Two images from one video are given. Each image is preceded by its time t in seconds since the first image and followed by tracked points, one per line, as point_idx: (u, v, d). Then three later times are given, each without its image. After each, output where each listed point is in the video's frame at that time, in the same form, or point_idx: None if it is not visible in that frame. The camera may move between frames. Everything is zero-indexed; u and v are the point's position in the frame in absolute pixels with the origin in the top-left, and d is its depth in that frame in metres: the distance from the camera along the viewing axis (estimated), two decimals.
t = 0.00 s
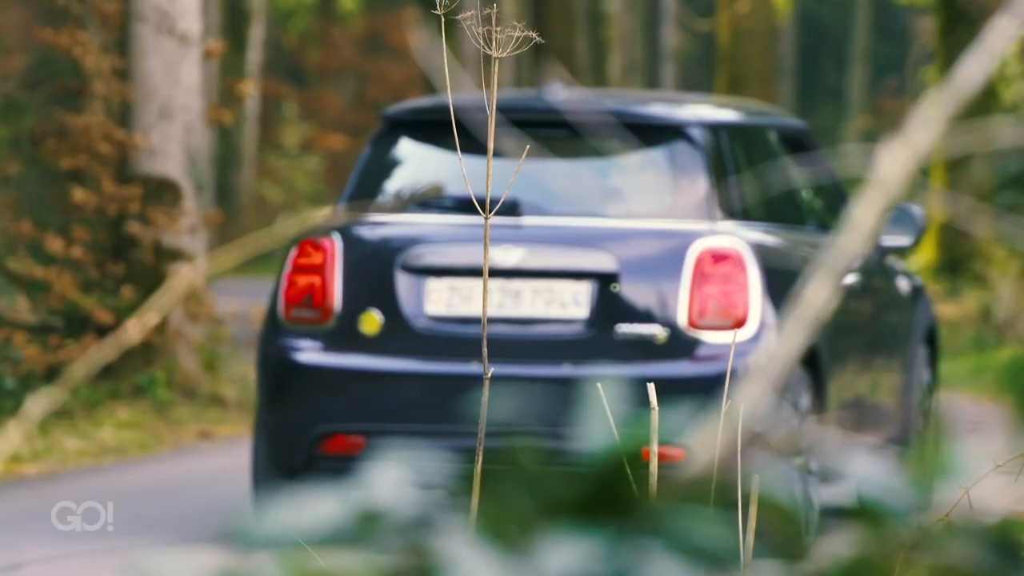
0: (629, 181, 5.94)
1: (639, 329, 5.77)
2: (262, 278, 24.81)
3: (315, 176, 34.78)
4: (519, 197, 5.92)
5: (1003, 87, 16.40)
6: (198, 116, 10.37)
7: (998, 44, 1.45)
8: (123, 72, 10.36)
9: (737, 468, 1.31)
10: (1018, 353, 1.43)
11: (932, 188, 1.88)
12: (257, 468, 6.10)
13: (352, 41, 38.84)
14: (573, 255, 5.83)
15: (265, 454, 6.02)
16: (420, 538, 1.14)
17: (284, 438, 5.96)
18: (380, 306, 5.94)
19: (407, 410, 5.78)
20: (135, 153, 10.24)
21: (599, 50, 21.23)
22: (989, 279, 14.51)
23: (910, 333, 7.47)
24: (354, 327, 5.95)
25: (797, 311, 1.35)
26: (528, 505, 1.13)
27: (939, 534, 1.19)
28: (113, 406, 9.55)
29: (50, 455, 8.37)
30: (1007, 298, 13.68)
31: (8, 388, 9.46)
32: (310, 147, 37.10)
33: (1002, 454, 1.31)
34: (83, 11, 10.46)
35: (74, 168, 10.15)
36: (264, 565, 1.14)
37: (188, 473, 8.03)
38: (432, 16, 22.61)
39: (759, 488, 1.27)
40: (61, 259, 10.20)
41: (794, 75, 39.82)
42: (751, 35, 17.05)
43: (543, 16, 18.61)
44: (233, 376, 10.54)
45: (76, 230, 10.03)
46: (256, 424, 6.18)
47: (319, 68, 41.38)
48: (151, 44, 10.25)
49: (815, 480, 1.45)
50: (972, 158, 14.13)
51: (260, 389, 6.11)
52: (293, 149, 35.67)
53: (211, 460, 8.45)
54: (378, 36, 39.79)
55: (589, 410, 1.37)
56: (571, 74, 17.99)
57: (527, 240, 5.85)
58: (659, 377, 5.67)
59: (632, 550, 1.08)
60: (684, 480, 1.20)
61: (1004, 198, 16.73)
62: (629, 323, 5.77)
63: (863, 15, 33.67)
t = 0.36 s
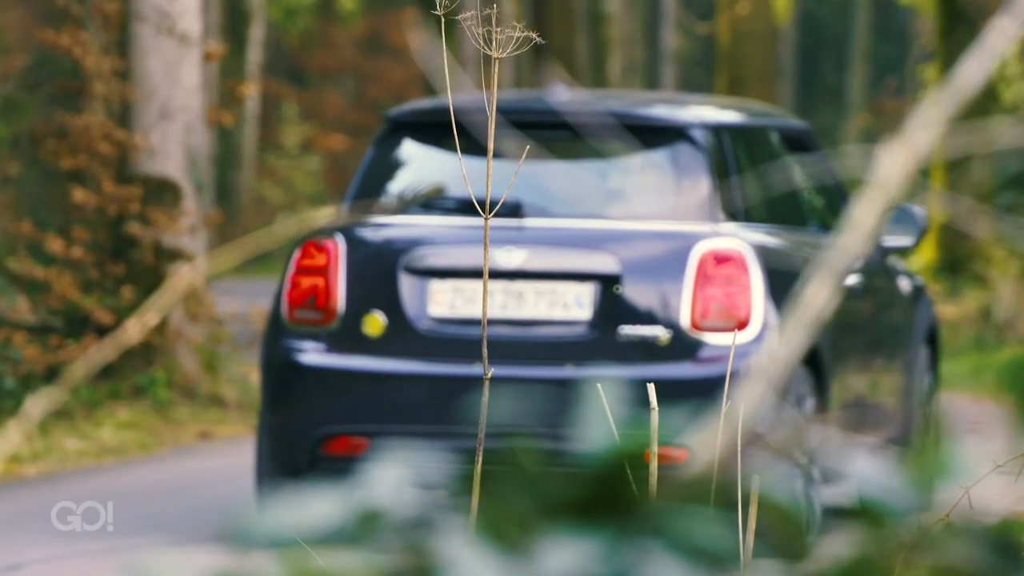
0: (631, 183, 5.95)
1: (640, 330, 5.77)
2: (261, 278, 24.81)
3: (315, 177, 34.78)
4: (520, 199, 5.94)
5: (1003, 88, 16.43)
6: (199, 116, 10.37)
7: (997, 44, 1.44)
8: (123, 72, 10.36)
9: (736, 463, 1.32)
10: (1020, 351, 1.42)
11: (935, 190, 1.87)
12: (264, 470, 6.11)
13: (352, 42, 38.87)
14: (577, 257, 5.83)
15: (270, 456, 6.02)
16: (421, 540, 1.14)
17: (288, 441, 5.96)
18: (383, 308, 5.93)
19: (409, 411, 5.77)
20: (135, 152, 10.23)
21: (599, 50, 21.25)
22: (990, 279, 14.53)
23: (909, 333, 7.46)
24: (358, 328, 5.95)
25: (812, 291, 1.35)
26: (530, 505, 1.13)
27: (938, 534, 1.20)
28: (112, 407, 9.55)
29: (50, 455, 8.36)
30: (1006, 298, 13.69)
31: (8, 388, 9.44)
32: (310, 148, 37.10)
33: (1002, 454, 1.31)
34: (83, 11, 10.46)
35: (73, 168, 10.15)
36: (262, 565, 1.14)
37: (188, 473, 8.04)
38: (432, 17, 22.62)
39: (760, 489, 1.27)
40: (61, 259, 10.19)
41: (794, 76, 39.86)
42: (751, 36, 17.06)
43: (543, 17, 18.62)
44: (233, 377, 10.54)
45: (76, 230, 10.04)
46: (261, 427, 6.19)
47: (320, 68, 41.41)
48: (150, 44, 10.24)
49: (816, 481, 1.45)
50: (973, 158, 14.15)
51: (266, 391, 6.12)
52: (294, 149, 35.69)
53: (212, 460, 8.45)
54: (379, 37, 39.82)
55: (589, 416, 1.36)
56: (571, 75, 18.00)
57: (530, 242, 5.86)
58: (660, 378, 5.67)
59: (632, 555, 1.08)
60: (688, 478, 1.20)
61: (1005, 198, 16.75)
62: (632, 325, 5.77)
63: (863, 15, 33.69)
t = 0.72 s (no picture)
0: (641, 186, 5.96)
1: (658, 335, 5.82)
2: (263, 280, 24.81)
3: (319, 179, 34.79)
4: (536, 204, 5.98)
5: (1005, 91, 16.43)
6: (202, 117, 10.38)
7: (1000, 43, 1.43)
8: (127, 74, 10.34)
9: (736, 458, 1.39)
10: None
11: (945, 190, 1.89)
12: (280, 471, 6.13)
13: (355, 44, 38.90)
14: (593, 261, 5.89)
15: (289, 458, 6.05)
16: (432, 542, 1.21)
17: (308, 442, 6.00)
18: (402, 311, 5.97)
19: (428, 412, 5.81)
20: (140, 155, 10.21)
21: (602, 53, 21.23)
22: (991, 281, 14.53)
23: (919, 328, 7.47)
24: (377, 331, 5.99)
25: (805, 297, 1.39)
26: (536, 506, 1.20)
27: (942, 535, 1.28)
28: (117, 409, 9.56)
29: (55, 457, 8.34)
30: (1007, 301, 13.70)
31: (14, 389, 9.34)
32: (313, 150, 37.08)
33: (1006, 456, 1.35)
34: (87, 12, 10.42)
35: (76, 170, 10.12)
36: (265, 567, 1.20)
37: (192, 475, 8.05)
38: (435, 18, 22.63)
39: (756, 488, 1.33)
40: (66, 261, 10.21)
41: (797, 78, 39.89)
42: (752, 37, 17.06)
43: (544, 18, 18.61)
44: (237, 379, 10.51)
45: (81, 232, 10.05)
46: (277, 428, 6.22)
47: (323, 70, 41.40)
48: (154, 46, 10.24)
49: (822, 471, 1.51)
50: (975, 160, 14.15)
51: (283, 394, 6.16)
52: (297, 151, 35.66)
53: (217, 462, 8.46)
54: (382, 39, 39.82)
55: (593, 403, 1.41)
56: (575, 77, 18.00)
57: (547, 245, 5.92)
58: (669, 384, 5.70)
59: (637, 558, 1.16)
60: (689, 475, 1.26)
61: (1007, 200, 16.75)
62: (647, 327, 5.82)
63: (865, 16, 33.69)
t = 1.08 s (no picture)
0: (684, 191, 5.98)
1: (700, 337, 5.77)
2: (285, 284, 24.92)
3: (341, 183, 34.89)
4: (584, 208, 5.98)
5: None
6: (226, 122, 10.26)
7: None
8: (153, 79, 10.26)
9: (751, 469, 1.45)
10: None
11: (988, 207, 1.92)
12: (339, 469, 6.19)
13: (377, 49, 38.95)
14: (637, 263, 5.87)
15: (344, 457, 6.10)
16: (456, 540, 1.28)
17: (366, 442, 6.03)
18: (451, 312, 5.95)
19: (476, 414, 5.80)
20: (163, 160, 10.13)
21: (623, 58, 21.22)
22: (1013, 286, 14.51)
23: (951, 329, 7.47)
24: (428, 333, 6.00)
25: (832, 291, 1.50)
26: (562, 510, 1.26)
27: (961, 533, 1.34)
28: (140, 414, 9.63)
29: (79, 461, 8.38)
30: None
31: (38, 393, 9.47)
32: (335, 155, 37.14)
33: None
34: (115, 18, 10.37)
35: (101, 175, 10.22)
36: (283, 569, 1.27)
37: (216, 478, 8.09)
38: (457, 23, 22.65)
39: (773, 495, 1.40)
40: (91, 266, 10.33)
41: (819, 82, 39.82)
42: (773, 37, 17.03)
43: (565, 20, 18.63)
44: (260, 383, 10.56)
45: (104, 238, 10.15)
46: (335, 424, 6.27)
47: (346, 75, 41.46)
48: (178, 52, 10.14)
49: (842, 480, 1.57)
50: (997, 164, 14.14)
51: (337, 393, 6.19)
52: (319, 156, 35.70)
53: (239, 466, 8.50)
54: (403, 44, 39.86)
55: (606, 420, 1.51)
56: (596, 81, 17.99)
57: (592, 249, 5.92)
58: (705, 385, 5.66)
59: (658, 558, 1.23)
60: (707, 485, 1.34)
61: None
62: (693, 330, 5.77)
63: (888, 18, 33.57)
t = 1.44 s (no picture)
0: (729, 197, 6.02)
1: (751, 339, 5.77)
2: (298, 288, 24.92)
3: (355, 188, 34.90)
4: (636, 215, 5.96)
5: None
6: (241, 126, 10.25)
7: None
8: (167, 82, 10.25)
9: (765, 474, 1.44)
10: None
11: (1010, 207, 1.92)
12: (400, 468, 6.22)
13: (392, 53, 38.97)
14: (690, 269, 5.85)
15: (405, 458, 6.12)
16: (472, 548, 1.28)
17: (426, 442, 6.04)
18: (508, 317, 5.93)
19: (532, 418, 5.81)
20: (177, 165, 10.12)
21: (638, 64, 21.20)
22: None
23: (985, 330, 7.53)
24: (484, 337, 5.97)
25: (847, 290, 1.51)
26: (574, 515, 1.27)
27: (975, 540, 1.33)
28: (155, 418, 9.63)
29: (94, 465, 8.39)
30: None
31: (53, 397, 9.46)
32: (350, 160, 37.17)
33: None
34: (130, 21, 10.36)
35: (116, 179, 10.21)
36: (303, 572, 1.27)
37: (230, 483, 8.07)
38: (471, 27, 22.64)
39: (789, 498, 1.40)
40: (106, 271, 10.33)
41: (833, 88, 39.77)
42: (788, 43, 17.02)
43: (579, 26, 18.61)
44: (274, 388, 10.58)
45: (119, 242, 10.13)
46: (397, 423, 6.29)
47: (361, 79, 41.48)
48: (192, 58, 10.11)
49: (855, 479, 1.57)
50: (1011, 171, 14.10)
51: (398, 393, 6.21)
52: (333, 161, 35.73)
53: (252, 471, 8.48)
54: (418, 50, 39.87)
55: (620, 424, 1.51)
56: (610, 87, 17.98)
57: (645, 256, 5.90)
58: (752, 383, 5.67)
59: (673, 565, 1.24)
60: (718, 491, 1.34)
61: None
62: (742, 334, 5.76)
63: (903, 25, 33.58)
